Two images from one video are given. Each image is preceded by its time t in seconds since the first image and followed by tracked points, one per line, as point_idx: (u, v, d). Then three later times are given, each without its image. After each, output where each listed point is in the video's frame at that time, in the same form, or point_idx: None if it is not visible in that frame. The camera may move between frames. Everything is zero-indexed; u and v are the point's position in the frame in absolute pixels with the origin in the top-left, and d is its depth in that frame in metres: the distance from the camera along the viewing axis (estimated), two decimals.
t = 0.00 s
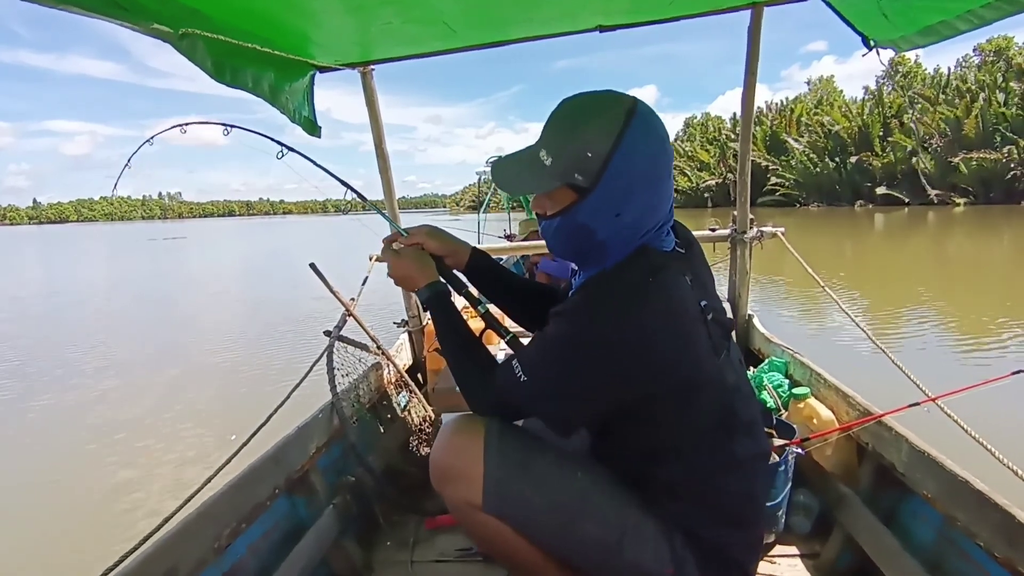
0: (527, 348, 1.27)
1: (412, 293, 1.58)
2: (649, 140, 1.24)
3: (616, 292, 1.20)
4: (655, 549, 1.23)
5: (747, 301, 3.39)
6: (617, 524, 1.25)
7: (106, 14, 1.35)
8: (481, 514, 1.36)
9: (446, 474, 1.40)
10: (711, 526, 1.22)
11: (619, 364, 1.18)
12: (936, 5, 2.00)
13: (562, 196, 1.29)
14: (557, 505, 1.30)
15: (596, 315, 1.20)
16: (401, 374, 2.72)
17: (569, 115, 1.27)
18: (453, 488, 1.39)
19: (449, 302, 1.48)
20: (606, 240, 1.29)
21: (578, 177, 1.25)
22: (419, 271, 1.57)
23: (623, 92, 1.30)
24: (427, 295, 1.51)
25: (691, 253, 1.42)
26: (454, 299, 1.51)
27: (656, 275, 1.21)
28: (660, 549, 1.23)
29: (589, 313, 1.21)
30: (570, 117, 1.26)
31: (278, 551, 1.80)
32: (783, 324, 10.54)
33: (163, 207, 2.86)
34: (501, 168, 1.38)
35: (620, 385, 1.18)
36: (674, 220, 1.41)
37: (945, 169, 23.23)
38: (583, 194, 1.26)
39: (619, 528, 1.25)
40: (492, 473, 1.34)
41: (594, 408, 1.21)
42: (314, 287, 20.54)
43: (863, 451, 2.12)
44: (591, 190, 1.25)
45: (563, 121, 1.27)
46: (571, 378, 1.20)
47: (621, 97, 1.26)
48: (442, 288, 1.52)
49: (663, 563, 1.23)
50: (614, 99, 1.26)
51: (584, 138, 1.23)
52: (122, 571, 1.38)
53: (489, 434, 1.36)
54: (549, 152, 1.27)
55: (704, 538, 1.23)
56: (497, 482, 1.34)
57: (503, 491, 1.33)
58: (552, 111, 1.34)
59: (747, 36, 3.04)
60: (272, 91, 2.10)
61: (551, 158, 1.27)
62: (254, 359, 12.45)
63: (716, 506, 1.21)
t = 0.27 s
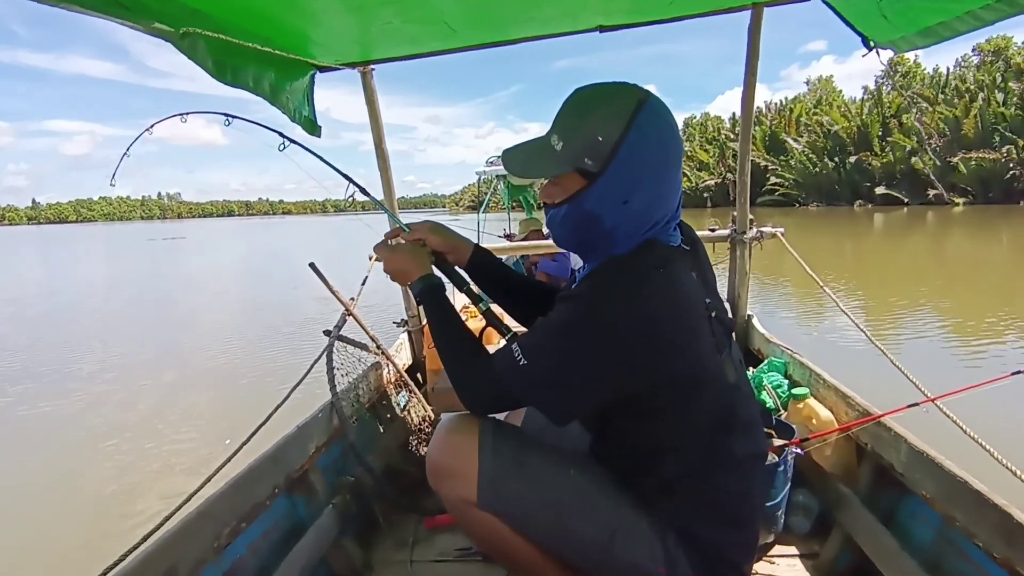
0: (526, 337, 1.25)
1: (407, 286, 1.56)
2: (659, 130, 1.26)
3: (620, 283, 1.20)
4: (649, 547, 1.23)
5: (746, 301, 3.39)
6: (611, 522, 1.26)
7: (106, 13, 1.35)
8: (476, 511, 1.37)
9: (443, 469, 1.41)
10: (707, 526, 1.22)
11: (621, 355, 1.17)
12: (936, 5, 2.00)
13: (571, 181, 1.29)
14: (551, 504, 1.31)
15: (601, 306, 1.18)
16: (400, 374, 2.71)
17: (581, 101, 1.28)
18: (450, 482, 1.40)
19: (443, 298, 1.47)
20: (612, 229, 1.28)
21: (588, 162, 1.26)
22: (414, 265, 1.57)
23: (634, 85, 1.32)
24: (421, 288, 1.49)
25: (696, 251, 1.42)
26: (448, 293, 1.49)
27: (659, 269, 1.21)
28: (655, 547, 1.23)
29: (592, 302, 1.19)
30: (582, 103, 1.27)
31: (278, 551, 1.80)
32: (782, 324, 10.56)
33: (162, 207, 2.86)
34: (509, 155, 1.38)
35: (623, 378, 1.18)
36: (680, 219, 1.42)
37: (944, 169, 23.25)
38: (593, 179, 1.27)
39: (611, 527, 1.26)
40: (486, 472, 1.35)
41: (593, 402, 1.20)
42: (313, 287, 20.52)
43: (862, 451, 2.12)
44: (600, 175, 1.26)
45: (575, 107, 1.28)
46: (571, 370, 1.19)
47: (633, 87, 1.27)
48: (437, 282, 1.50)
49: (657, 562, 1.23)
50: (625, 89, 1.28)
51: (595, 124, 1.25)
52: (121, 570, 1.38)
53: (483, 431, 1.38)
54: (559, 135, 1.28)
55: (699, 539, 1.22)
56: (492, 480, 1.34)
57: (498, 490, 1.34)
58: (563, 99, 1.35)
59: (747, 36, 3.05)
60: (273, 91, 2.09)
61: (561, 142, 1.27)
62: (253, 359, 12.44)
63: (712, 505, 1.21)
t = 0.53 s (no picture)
0: (527, 334, 1.25)
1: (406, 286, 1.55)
2: (665, 126, 1.26)
3: (621, 280, 1.20)
4: (646, 546, 1.23)
5: (746, 301, 3.39)
6: (608, 521, 1.26)
7: (107, 11, 1.34)
8: (475, 507, 1.38)
9: (443, 466, 1.41)
10: (705, 526, 1.21)
11: (621, 352, 1.16)
12: (938, 5, 2.00)
13: (575, 175, 1.30)
14: (549, 500, 1.32)
15: (603, 302, 1.18)
16: (401, 373, 2.71)
17: (588, 97, 1.29)
18: (450, 479, 1.41)
19: (442, 299, 1.46)
20: (614, 226, 1.29)
21: (593, 156, 1.26)
22: (412, 265, 1.56)
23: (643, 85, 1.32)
24: (417, 290, 1.48)
25: (698, 252, 1.42)
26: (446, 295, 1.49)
27: (662, 267, 1.20)
28: (651, 546, 1.23)
29: (594, 300, 1.19)
30: (590, 98, 1.28)
31: (278, 550, 1.80)
32: (782, 323, 10.56)
33: (162, 208, 2.86)
34: (516, 148, 1.39)
35: (623, 376, 1.17)
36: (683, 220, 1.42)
37: (944, 168, 23.26)
38: (597, 174, 1.27)
39: (609, 524, 1.26)
40: (486, 469, 1.36)
41: (593, 400, 1.19)
42: (313, 288, 20.51)
43: (862, 451, 2.12)
44: (604, 169, 1.26)
45: (582, 102, 1.29)
46: (571, 366, 1.18)
47: (642, 85, 1.28)
48: (435, 283, 1.50)
49: (653, 560, 1.23)
50: (634, 86, 1.29)
51: (601, 118, 1.25)
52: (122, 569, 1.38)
53: (483, 427, 1.38)
54: (566, 130, 1.28)
55: (697, 538, 1.22)
56: (491, 476, 1.35)
57: (497, 487, 1.35)
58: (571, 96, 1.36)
59: (748, 36, 3.04)
60: (273, 90, 2.09)
61: (567, 135, 1.28)
62: (253, 359, 12.44)
63: (710, 505, 1.20)
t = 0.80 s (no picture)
0: (527, 336, 1.25)
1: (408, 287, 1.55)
2: (664, 125, 1.26)
3: (621, 279, 1.20)
4: (645, 546, 1.23)
5: (746, 301, 3.40)
6: (605, 520, 1.27)
7: (105, 11, 1.34)
8: (473, 505, 1.39)
9: (442, 465, 1.41)
10: (704, 526, 1.21)
11: (618, 353, 1.16)
12: (935, 7, 2.00)
13: (573, 174, 1.30)
14: (547, 499, 1.32)
15: (603, 302, 1.18)
16: (401, 374, 2.71)
17: (588, 95, 1.29)
18: (449, 479, 1.41)
19: (444, 300, 1.46)
20: (613, 225, 1.29)
21: (592, 154, 1.27)
22: (416, 268, 1.56)
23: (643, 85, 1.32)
24: (417, 294, 1.47)
25: (698, 252, 1.42)
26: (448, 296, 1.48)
27: (661, 268, 1.20)
28: (649, 545, 1.23)
29: (593, 299, 1.19)
30: (590, 97, 1.28)
31: (278, 551, 1.80)
32: (781, 323, 10.56)
33: (162, 209, 2.86)
34: (517, 148, 1.40)
35: (621, 377, 1.17)
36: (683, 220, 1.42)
37: (943, 168, 23.29)
38: (595, 172, 1.28)
39: (607, 524, 1.26)
40: (484, 467, 1.36)
41: (592, 400, 1.19)
42: (313, 289, 20.52)
43: (862, 451, 2.11)
44: (602, 169, 1.27)
45: (582, 100, 1.29)
46: (570, 367, 1.19)
47: (641, 85, 1.28)
48: (437, 285, 1.49)
49: (651, 560, 1.23)
50: (634, 85, 1.28)
51: (600, 117, 1.26)
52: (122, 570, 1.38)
53: (482, 428, 1.39)
54: (566, 129, 1.29)
55: (694, 537, 1.22)
56: (489, 475, 1.36)
57: (495, 487, 1.35)
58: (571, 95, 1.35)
59: (746, 37, 3.05)
60: (273, 91, 2.09)
61: (566, 135, 1.29)
62: (253, 361, 12.44)
63: (709, 505, 1.20)
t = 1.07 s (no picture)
0: (527, 336, 1.25)
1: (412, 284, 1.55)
2: (666, 124, 1.26)
3: (620, 279, 1.20)
4: (644, 546, 1.23)
5: (746, 302, 3.40)
6: (605, 521, 1.27)
7: (116, 8, 1.35)
8: (473, 506, 1.39)
9: (442, 466, 1.42)
10: (703, 527, 1.21)
11: (617, 351, 1.17)
12: (935, 7, 2.00)
13: (574, 171, 1.31)
14: (547, 500, 1.33)
15: (603, 301, 1.18)
16: (401, 374, 2.71)
17: (591, 94, 1.29)
18: (449, 479, 1.41)
19: (449, 300, 1.45)
20: (614, 223, 1.29)
21: (593, 152, 1.27)
22: (422, 266, 1.55)
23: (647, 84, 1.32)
24: (423, 292, 1.46)
25: (701, 253, 1.42)
26: (454, 296, 1.47)
27: (661, 268, 1.21)
28: (649, 546, 1.23)
29: (593, 298, 1.20)
30: (593, 96, 1.29)
31: (278, 552, 1.80)
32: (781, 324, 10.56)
33: (162, 210, 2.86)
34: (521, 145, 1.41)
35: (621, 375, 1.17)
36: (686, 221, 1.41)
37: (943, 168, 23.30)
38: (596, 170, 1.28)
39: (607, 525, 1.27)
40: (483, 468, 1.37)
41: (593, 399, 1.19)
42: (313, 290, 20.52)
43: (862, 452, 2.11)
44: (603, 166, 1.27)
45: (585, 98, 1.30)
46: (569, 366, 1.19)
47: (645, 84, 1.28)
48: (442, 284, 1.48)
49: (650, 561, 1.22)
50: (637, 84, 1.29)
51: (603, 116, 1.26)
52: (121, 571, 1.38)
53: (482, 430, 1.39)
54: (568, 127, 1.30)
55: (693, 537, 1.21)
56: (488, 476, 1.36)
57: (494, 487, 1.36)
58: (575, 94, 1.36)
59: (746, 38, 3.05)
60: (278, 89, 2.10)
61: (568, 132, 1.30)
62: (253, 362, 12.43)
63: (708, 506, 1.20)
